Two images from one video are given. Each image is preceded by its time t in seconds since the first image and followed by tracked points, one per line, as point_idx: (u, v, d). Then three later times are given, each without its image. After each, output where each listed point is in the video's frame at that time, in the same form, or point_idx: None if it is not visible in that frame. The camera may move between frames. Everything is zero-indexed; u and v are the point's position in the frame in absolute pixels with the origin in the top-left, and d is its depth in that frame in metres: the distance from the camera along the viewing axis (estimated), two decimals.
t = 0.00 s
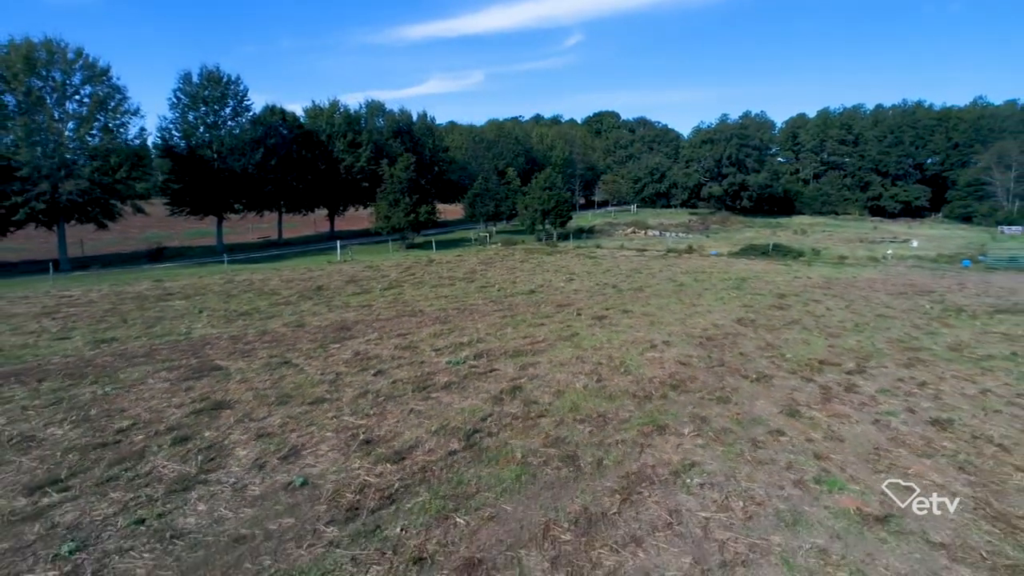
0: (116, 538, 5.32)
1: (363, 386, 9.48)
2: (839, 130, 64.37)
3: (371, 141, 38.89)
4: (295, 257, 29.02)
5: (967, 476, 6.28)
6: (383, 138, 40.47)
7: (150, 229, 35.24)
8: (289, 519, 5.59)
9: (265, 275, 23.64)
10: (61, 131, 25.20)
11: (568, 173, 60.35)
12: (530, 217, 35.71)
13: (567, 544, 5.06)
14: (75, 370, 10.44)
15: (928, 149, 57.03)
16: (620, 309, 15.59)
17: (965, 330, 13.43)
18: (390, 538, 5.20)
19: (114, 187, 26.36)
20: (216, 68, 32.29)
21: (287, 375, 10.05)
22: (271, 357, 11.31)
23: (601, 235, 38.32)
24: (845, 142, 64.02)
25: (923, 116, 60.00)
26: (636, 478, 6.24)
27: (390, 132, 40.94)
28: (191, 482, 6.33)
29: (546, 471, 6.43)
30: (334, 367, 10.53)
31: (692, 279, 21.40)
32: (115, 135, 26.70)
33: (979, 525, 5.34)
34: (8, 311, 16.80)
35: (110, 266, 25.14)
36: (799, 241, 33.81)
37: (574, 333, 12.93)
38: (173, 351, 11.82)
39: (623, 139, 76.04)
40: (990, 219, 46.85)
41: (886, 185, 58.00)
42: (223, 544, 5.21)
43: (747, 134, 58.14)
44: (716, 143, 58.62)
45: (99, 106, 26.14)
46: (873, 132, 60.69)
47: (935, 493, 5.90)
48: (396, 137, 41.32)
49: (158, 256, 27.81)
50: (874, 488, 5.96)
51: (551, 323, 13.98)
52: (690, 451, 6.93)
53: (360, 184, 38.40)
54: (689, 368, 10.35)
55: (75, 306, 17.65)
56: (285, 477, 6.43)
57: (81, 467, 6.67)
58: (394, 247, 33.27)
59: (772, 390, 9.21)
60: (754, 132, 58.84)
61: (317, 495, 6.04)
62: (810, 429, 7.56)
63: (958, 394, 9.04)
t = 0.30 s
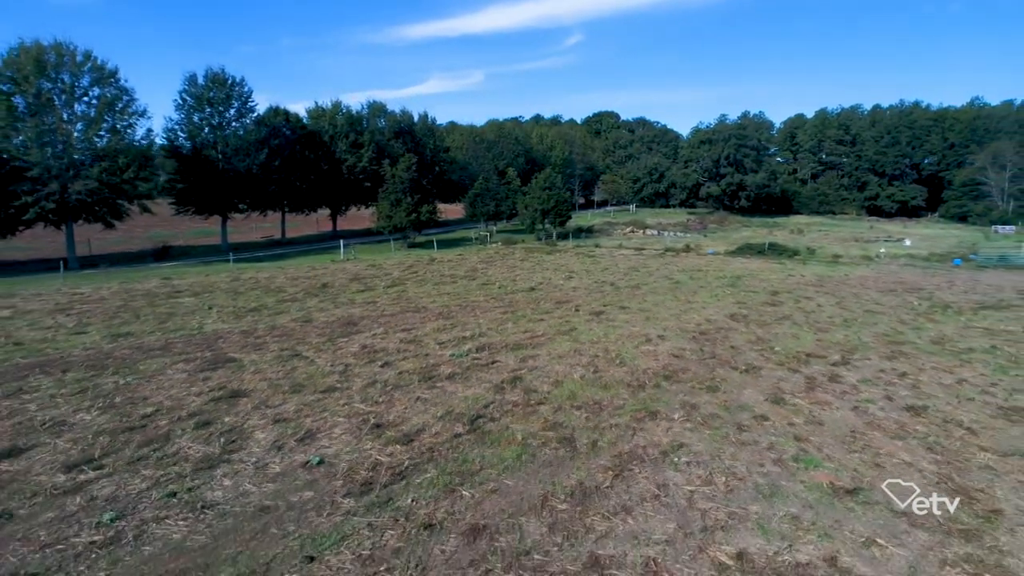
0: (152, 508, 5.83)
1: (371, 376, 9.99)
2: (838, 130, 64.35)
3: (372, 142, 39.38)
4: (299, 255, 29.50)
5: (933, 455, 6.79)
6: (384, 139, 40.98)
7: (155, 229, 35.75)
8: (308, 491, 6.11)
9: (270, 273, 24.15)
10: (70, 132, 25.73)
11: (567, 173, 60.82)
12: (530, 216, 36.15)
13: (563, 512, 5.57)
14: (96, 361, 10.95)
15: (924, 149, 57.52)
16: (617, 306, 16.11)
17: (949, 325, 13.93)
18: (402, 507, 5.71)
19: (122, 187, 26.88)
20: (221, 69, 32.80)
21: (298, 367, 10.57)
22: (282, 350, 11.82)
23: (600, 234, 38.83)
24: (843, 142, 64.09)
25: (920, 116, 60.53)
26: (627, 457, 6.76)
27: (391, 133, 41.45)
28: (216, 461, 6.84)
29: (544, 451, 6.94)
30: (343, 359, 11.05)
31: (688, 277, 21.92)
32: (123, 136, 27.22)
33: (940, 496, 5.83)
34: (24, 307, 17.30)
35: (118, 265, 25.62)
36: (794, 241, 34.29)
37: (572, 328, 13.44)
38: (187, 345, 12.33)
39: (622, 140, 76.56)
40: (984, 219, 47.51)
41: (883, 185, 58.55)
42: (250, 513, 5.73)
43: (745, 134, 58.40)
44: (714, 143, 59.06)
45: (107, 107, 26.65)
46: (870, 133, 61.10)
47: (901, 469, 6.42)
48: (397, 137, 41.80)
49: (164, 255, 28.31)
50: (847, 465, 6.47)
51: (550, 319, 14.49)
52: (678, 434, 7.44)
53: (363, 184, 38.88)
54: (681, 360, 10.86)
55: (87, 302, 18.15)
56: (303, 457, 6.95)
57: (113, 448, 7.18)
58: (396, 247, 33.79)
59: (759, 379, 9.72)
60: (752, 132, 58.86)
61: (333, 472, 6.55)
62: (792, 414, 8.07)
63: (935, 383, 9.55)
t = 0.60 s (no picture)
0: (182, 483, 6.34)
1: (379, 367, 10.50)
2: (835, 131, 65.31)
3: (375, 142, 39.91)
4: (302, 254, 29.99)
5: (905, 436, 7.30)
6: (386, 139, 41.48)
7: (160, 228, 36.27)
8: (325, 469, 6.62)
9: (276, 271, 24.65)
10: (79, 133, 26.24)
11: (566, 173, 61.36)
12: (530, 216, 36.64)
13: (560, 486, 6.08)
14: (115, 354, 11.46)
15: (921, 150, 58.08)
16: (614, 302, 16.61)
17: (934, 320, 14.41)
18: (412, 482, 6.22)
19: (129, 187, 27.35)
20: (226, 71, 33.36)
21: (309, 358, 11.08)
22: (292, 343, 12.32)
23: (599, 233, 39.35)
24: (841, 142, 64.95)
25: (917, 116, 61.09)
26: (621, 438, 7.26)
27: (393, 133, 41.98)
28: (238, 443, 7.35)
29: (544, 433, 7.44)
30: (352, 351, 11.57)
31: (684, 274, 22.43)
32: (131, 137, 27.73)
33: (906, 471, 6.33)
34: (38, 304, 17.80)
35: (125, 263, 26.10)
36: (791, 240, 34.79)
37: (571, 323, 13.96)
38: (201, 339, 12.84)
39: (622, 140, 77.09)
40: (980, 219, 48.24)
41: (880, 184, 59.14)
42: (273, 487, 6.24)
43: (743, 135, 58.86)
44: (713, 144, 59.57)
45: (115, 109, 27.17)
46: (867, 133, 61.56)
47: (874, 448, 6.93)
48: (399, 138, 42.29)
49: (170, 254, 28.81)
50: (824, 445, 6.97)
51: (550, 314, 15.00)
52: (669, 418, 7.95)
53: (365, 184, 39.35)
54: (674, 352, 11.36)
55: (99, 299, 18.65)
56: (319, 439, 7.45)
57: (141, 432, 7.69)
58: (398, 246, 34.28)
59: (747, 370, 10.23)
60: (750, 132, 59.63)
61: (347, 452, 7.06)
62: (777, 401, 8.57)
63: (914, 374, 10.06)
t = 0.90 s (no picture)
0: (209, 461, 6.85)
1: (386, 359, 11.02)
2: (833, 131, 65.81)
3: (376, 143, 40.39)
4: (306, 253, 30.45)
5: (880, 419, 7.81)
6: (388, 139, 41.96)
7: (166, 227, 36.77)
8: (339, 449, 7.14)
9: (281, 270, 25.13)
10: (87, 134, 26.76)
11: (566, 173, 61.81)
12: (530, 215, 37.08)
13: (558, 463, 6.58)
14: (132, 347, 11.99)
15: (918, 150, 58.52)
16: (612, 299, 17.12)
17: (921, 316, 14.91)
18: (422, 460, 6.73)
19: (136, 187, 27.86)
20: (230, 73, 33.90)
21: (319, 351, 11.60)
22: (302, 337, 12.84)
23: (599, 232, 39.83)
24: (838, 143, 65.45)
25: (914, 117, 61.53)
26: (615, 422, 7.77)
27: (395, 133, 42.49)
28: (257, 426, 7.86)
29: (543, 418, 7.95)
30: (360, 345, 12.08)
31: (681, 273, 22.94)
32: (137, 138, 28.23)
33: (879, 449, 6.84)
34: (52, 301, 18.31)
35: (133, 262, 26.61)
36: (787, 239, 35.29)
37: (569, 319, 14.45)
38: (213, 333, 13.36)
39: (621, 140, 77.57)
40: (975, 219, 48.85)
41: (878, 185, 59.64)
42: (292, 465, 6.74)
43: (741, 135, 59.07)
44: (711, 144, 60.02)
45: (122, 110, 27.69)
46: (865, 133, 62.03)
47: (850, 430, 7.44)
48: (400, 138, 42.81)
49: (176, 253, 29.35)
50: (804, 428, 7.47)
51: (549, 310, 15.48)
52: (661, 404, 8.46)
53: (367, 184, 39.75)
54: (668, 346, 11.87)
55: (110, 296, 19.15)
56: (333, 423, 7.97)
57: (166, 417, 8.22)
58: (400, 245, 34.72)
59: (737, 361, 10.74)
60: (749, 133, 59.69)
61: (360, 434, 7.57)
62: (763, 389, 9.08)
63: (896, 365, 10.57)
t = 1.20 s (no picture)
0: (232, 442, 7.36)
1: (392, 352, 11.53)
2: (830, 132, 66.35)
3: (378, 143, 40.87)
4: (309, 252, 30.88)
5: (858, 405, 8.32)
6: (389, 140, 42.46)
7: (171, 226, 37.26)
8: (353, 432, 7.65)
9: (286, 268, 25.63)
10: (95, 135, 27.27)
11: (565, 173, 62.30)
12: (530, 215, 37.53)
13: (557, 444, 7.09)
14: (149, 341, 12.51)
15: (914, 150, 59.06)
16: (610, 296, 17.63)
17: (908, 312, 15.43)
18: (430, 441, 7.25)
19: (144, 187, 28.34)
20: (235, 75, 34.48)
21: (328, 344, 12.11)
22: (310, 332, 13.35)
23: (598, 232, 40.34)
24: (836, 143, 65.93)
25: (911, 117, 62.04)
26: (610, 408, 8.28)
27: (396, 134, 43.02)
28: (274, 412, 8.38)
29: (542, 405, 8.45)
30: (367, 339, 12.59)
31: (678, 271, 23.45)
32: (144, 139, 28.73)
33: (855, 431, 7.35)
34: (64, 298, 18.82)
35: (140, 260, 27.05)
36: (783, 238, 35.84)
37: (568, 314, 14.96)
38: (225, 328, 13.88)
39: (621, 140, 78.09)
40: (970, 219, 49.50)
41: (875, 185, 60.19)
42: (309, 446, 7.24)
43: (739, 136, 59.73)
44: (709, 145, 60.53)
45: (130, 111, 28.21)
46: (862, 134, 62.53)
47: (830, 414, 7.95)
48: (402, 139, 43.31)
49: (182, 251, 29.83)
50: (787, 413, 7.98)
51: (549, 307, 15.99)
52: (653, 392, 8.96)
53: (369, 184, 40.18)
54: (663, 339, 12.37)
55: (121, 293, 19.66)
56: (345, 409, 8.47)
57: (188, 404, 8.73)
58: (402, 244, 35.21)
59: (728, 354, 11.25)
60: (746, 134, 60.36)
61: (370, 419, 8.07)
62: (751, 379, 9.59)
63: (879, 357, 11.08)
